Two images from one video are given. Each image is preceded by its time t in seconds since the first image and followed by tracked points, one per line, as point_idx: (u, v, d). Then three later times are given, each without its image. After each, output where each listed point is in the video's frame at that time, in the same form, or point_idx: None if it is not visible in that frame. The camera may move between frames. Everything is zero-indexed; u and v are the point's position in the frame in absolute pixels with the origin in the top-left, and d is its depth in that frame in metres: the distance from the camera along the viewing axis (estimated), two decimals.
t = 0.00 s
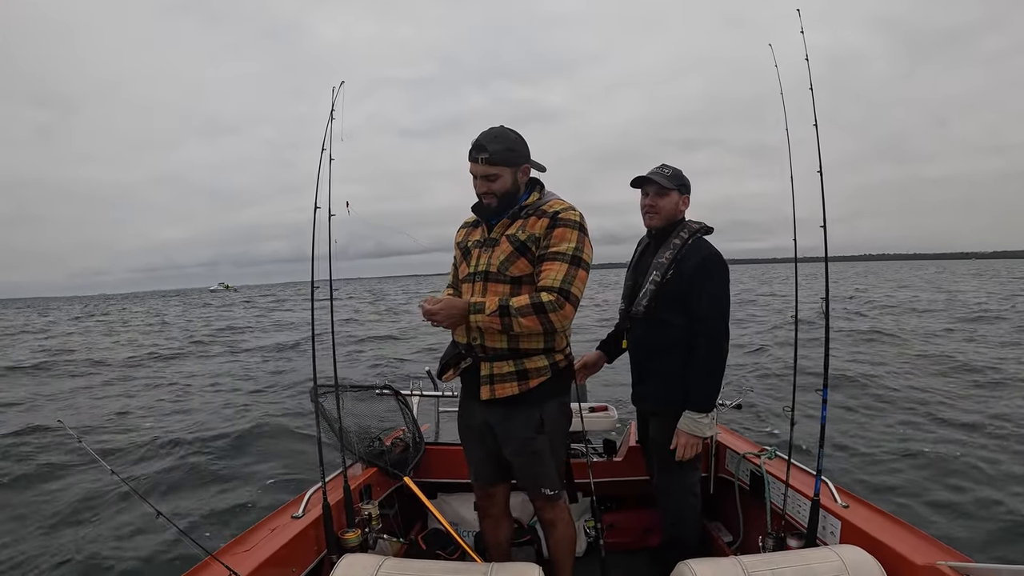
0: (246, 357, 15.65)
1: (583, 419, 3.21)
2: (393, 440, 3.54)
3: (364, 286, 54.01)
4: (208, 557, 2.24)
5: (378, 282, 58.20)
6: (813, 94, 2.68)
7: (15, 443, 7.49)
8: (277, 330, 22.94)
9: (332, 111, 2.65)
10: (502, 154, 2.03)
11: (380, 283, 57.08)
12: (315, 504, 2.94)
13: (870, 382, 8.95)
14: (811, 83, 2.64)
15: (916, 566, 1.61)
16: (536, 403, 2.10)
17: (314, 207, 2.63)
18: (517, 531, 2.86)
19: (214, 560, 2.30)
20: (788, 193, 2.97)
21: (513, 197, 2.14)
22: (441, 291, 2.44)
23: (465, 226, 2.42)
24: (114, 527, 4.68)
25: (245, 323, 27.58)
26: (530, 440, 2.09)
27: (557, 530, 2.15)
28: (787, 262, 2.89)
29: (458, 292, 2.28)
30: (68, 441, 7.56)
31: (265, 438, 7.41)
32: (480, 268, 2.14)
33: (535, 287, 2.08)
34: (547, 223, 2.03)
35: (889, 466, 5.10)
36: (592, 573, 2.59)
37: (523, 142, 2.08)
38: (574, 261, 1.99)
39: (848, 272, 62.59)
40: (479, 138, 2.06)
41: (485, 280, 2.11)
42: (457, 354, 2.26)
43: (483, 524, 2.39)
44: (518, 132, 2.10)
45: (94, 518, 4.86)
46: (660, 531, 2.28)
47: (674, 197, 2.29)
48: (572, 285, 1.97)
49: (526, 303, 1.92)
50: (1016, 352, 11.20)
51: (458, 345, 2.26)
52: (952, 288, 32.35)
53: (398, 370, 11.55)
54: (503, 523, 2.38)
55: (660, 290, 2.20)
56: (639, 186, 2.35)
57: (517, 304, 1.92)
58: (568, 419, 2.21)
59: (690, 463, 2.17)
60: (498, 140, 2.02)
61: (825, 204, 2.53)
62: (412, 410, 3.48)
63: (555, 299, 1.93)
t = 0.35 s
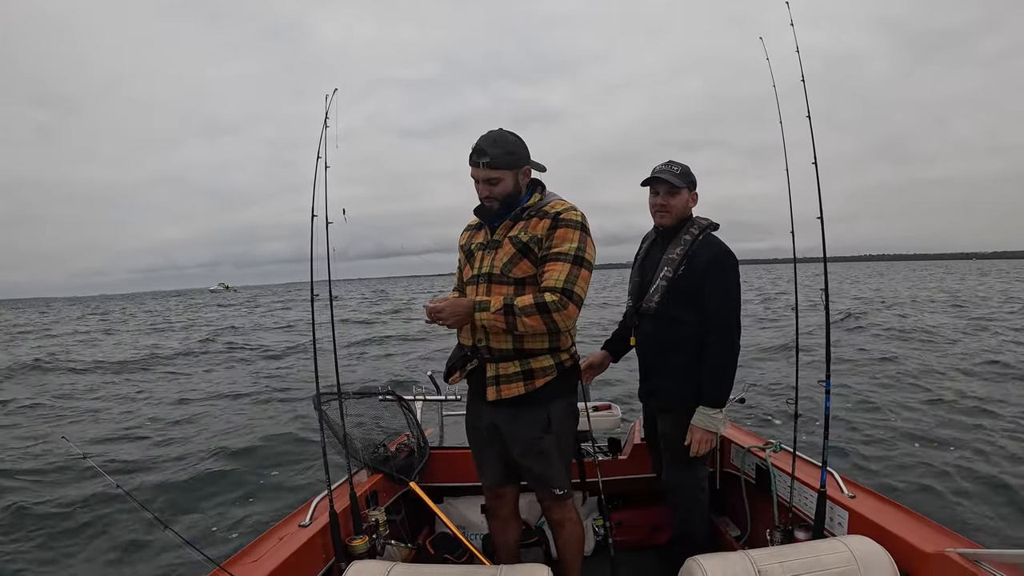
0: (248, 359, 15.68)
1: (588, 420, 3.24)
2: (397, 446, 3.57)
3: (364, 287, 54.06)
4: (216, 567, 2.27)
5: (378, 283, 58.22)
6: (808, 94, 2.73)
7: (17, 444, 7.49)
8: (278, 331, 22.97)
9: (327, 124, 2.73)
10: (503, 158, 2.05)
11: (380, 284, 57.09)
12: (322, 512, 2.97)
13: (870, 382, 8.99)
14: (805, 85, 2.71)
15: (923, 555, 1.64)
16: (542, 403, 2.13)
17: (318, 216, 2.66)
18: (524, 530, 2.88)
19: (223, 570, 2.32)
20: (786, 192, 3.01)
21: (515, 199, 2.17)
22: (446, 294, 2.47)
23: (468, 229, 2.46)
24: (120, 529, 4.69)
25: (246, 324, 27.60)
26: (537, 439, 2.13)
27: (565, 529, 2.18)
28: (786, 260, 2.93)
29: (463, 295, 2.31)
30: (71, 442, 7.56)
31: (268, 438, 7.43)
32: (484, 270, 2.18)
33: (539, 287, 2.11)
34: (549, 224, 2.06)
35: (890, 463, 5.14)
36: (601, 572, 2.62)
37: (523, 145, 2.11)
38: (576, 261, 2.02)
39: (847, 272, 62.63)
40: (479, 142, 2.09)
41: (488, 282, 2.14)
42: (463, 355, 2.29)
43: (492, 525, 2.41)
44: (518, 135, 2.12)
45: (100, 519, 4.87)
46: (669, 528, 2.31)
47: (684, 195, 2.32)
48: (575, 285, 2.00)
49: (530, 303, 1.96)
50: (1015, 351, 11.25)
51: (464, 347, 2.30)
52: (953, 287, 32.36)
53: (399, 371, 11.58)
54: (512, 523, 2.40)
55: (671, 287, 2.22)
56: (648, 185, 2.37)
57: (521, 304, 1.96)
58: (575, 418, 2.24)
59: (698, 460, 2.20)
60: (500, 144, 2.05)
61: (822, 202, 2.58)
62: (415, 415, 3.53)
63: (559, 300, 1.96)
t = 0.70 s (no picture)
0: (248, 359, 15.70)
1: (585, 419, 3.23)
2: (393, 444, 3.56)
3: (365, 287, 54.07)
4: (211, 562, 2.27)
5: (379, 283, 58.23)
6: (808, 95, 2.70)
7: (14, 445, 7.45)
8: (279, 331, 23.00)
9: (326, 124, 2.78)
10: (492, 162, 2.05)
11: (381, 284, 57.08)
12: (317, 509, 2.97)
13: (870, 381, 8.98)
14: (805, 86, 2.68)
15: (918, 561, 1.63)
16: (533, 401, 2.12)
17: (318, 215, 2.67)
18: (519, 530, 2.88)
19: (217, 566, 2.31)
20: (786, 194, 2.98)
21: (504, 201, 2.16)
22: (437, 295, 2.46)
23: (458, 230, 2.44)
24: (115, 530, 4.66)
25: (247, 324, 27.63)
26: (529, 438, 2.12)
27: (557, 528, 2.17)
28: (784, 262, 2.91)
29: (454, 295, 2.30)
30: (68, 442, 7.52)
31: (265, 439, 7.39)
32: (475, 270, 2.16)
33: (532, 288, 2.10)
34: (541, 226, 2.05)
35: (889, 462, 5.11)
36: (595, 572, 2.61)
37: (512, 148, 2.10)
38: (570, 262, 2.01)
39: (846, 272, 62.60)
40: (467, 147, 2.07)
41: (480, 283, 2.13)
42: (453, 354, 2.27)
43: (485, 523, 2.40)
44: (506, 138, 2.11)
45: (96, 521, 4.83)
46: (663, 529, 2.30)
47: (679, 200, 2.30)
48: (571, 285, 2.00)
49: (528, 303, 1.94)
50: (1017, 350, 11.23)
51: (455, 346, 2.28)
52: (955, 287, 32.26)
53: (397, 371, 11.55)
54: (506, 521, 2.39)
55: (666, 290, 2.20)
56: (643, 189, 2.35)
57: (519, 304, 1.95)
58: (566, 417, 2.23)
59: (693, 462, 2.19)
60: (488, 148, 2.04)
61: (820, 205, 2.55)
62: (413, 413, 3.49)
63: (556, 300, 1.95)
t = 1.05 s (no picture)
0: (245, 360, 15.64)
1: (580, 413, 3.18)
2: (388, 432, 3.56)
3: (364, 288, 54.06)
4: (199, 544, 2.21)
5: (378, 284, 58.19)
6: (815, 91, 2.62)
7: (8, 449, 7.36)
8: (278, 332, 22.92)
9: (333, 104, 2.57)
10: (478, 158, 2.01)
11: (380, 286, 57.03)
12: (309, 493, 2.91)
13: (869, 380, 8.94)
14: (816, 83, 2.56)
15: (907, 570, 1.60)
16: (523, 395, 2.09)
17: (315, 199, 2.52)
18: (508, 526, 2.86)
19: (205, 547, 2.26)
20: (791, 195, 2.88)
21: (490, 196, 2.13)
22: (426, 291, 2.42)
23: (444, 225, 2.40)
24: (107, 533, 4.58)
25: (246, 326, 27.57)
26: (517, 431, 2.09)
27: (544, 522, 2.14)
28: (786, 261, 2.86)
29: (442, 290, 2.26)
30: (61, 447, 7.43)
31: (261, 442, 7.32)
32: (463, 264, 2.13)
33: (521, 281, 2.07)
34: (529, 219, 2.02)
35: (889, 464, 5.06)
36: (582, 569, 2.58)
37: (497, 143, 2.07)
38: (560, 255, 1.99)
39: (846, 270, 62.58)
40: (453, 142, 2.04)
41: (469, 277, 2.10)
42: (442, 348, 2.23)
43: (474, 514, 2.36)
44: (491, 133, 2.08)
45: (86, 524, 4.77)
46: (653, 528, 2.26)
47: (661, 201, 2.28)
48: (561, 278, 1.97)
49: (520, 297, 1.91)
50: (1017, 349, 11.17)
51: (444, 340, 2.24)
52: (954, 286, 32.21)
53: (395, 372, 11.47)
54: (493, 513, 2.36)
55: (648, 290, 2.18)
56: (625, 191, 2.33)
57: (513, 298, 1.91)
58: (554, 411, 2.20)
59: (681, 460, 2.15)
60: (473, 144, 2.00)
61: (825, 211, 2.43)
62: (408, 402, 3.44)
63: (549, 293, 1.93)
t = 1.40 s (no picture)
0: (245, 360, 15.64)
1: (581, 414, 3.18)
2: (389, 432, 3.55)
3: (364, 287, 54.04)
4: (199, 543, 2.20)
5: (377, 284, 58.14)
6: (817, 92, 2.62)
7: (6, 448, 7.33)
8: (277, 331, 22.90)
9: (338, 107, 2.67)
10: (481, 158, 2.00)
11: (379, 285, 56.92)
12: (310, 492, 2.91)
13: (869, 380, 8.94)
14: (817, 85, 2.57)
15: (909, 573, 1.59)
16: (524, 398, 2.08)
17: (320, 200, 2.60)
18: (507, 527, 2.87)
19: (205, 546, 2.25)
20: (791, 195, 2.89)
21: (492, 195, 2.12)
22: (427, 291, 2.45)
23: (443, 224, 2.40)
24: (107, 534, 4.55)
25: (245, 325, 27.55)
26: (517, 435, 2.08)
27: (544, 526, 2.14)
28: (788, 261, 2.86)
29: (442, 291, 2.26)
30: (60, 446, 7.43)
31: (260, 441, 7.31)
32: (464, 265, 2.12)
33: (522, 282, 2.07)
34: (531, 219, 2.02)
35: (892, 465, 5.04)
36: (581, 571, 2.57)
37: (500, 143, 2.06)
38: (563, 256, 1.98)
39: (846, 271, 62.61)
40: (456, 141, 2.03)
41: (469, 278, 2.10)
42: (442, 350, 2.23)
43: (472, 519, 2.36)
44: (494, 132, 2.07)
45: (84, 524, 4.77)
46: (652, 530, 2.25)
47: (656, 203, 2.28)
48: (564, 280, 1.97)
49: (524, 298, 1.91)
50: (1018, 350, 11.16)
51: (444, 342, 2.23)
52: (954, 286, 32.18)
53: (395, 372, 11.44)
54: (492, 517, 2.36)
55: (643, 294, 2.17)
56: (619, 194, 2.33)
57: (516, 299, 1.90)
58: (554, 414, 2.20)
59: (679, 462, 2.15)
60: (478, 142, 1.99)
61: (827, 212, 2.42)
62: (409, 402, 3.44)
63: (552, 295, 1.93)
